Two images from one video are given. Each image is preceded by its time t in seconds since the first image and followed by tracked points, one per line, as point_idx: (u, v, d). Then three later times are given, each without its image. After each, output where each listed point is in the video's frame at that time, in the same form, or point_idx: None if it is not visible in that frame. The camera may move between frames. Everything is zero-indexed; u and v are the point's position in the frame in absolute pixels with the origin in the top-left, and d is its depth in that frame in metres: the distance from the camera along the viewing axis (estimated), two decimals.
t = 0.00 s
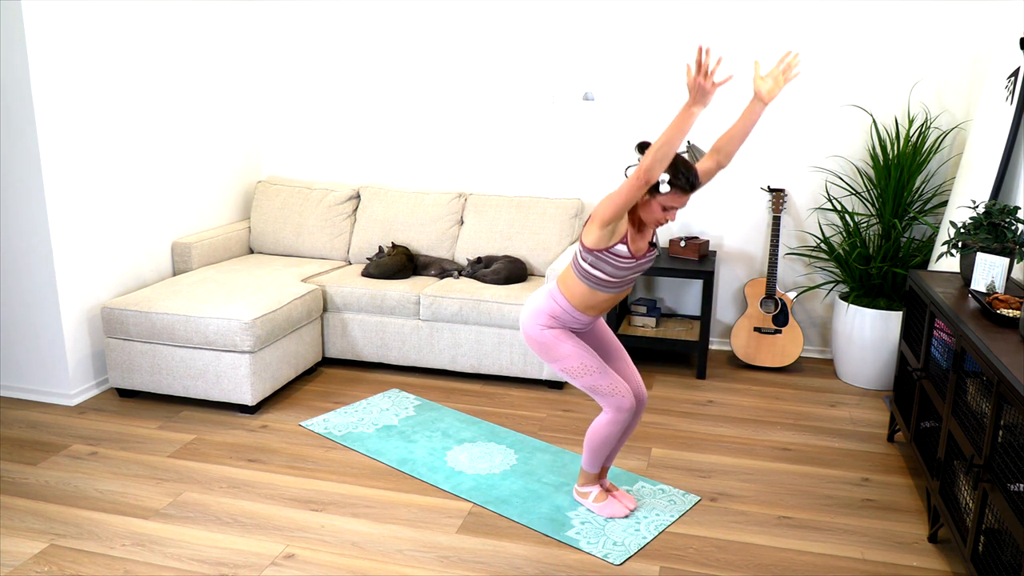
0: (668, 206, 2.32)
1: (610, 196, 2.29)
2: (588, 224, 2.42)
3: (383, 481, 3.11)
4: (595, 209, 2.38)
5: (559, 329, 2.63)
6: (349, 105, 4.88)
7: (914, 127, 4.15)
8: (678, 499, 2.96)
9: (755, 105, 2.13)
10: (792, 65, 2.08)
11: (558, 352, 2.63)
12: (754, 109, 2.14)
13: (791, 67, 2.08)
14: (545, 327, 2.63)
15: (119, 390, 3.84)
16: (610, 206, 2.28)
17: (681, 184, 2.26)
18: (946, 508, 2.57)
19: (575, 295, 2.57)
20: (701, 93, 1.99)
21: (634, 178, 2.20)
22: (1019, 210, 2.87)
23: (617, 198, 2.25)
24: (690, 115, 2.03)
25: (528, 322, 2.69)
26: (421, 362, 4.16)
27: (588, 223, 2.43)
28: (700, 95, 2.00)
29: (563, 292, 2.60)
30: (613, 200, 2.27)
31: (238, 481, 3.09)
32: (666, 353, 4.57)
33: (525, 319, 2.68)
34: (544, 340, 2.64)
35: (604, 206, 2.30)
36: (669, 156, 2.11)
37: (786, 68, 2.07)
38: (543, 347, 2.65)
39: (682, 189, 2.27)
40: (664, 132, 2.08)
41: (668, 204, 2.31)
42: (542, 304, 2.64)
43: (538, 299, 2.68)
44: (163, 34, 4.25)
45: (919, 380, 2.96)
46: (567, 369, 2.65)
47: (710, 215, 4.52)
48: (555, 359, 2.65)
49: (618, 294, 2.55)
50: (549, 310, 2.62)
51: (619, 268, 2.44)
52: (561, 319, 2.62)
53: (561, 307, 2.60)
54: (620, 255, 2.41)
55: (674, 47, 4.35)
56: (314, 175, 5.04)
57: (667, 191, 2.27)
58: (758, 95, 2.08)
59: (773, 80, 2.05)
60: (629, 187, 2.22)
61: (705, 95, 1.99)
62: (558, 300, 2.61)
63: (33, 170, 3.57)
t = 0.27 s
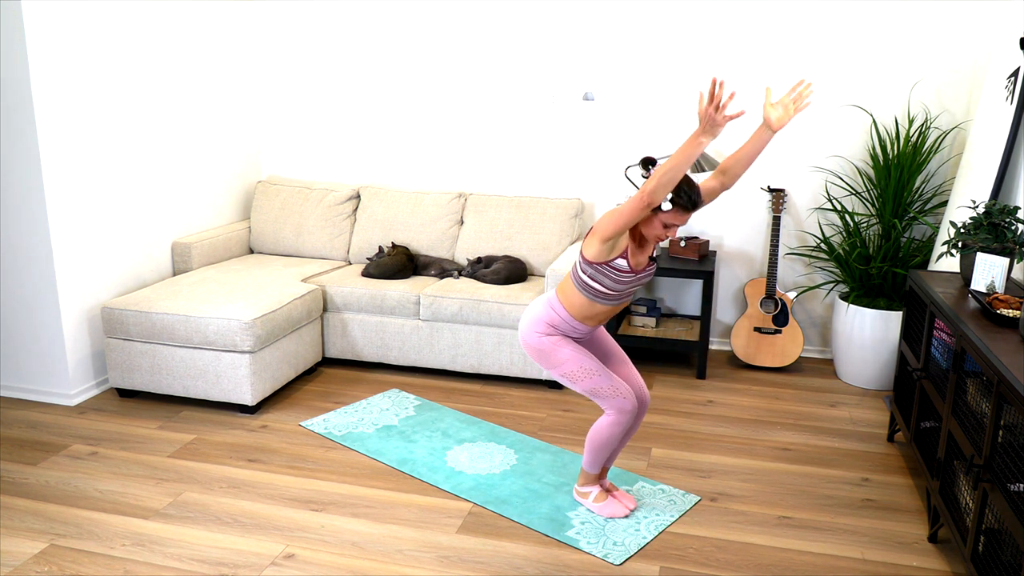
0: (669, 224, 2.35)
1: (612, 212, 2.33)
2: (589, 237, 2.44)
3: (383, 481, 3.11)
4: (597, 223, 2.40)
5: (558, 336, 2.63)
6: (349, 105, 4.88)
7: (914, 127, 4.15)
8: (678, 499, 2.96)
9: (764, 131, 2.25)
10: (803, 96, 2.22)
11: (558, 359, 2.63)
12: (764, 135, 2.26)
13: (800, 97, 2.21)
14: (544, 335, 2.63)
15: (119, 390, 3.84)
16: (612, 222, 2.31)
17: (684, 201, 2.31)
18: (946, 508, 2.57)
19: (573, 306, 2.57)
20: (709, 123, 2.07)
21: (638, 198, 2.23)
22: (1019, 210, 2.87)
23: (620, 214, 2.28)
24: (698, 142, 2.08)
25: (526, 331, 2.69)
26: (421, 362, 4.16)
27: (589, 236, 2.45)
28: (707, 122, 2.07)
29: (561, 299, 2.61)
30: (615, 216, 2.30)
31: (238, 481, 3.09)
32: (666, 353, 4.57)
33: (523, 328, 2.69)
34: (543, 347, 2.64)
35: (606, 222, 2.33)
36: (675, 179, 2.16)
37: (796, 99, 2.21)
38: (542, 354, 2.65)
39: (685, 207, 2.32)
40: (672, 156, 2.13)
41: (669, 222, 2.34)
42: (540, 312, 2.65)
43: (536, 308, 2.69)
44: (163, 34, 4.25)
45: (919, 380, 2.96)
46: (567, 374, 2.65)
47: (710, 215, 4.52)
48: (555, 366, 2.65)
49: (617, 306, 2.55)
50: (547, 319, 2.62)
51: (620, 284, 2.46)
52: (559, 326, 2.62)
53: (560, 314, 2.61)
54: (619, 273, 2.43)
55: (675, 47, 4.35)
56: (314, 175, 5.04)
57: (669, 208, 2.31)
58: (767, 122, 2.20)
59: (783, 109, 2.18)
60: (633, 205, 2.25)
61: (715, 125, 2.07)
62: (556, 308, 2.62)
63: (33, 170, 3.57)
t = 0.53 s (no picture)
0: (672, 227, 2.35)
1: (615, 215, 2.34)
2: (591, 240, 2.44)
3: (383, 481, 3.11)
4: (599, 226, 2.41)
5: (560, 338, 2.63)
6: (349, 105, 4.88)
7: (914, 127, 4.15)
8: (678, 499, 2.96)
9: (765, 137, 2.25)
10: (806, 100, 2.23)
11: (560, 360, 2.63)
12: (765, 141, 2.26)
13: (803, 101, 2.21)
14: (545, 337, 2.63)
15: (119, 390, 3.84)
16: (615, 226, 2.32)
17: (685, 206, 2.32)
18: (946, 508, 2.57)
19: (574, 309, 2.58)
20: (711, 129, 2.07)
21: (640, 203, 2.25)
22: (1019, 210, 2.87)
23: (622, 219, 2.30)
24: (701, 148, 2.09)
25: (527, 334, 2.69)
26: (421, 362, 4.16)
27: (591, 239, 2.46)
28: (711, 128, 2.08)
29: (562, 302, 2.62)
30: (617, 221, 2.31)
31: (238, 481, 3.09)
32: (666, 353, 4.57)
33: (524, 331, 2.69)
34: (545, 349, 2.64)
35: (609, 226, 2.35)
36: (678, 185, 2.16)
37: (799, 103, 2.21)
38: (544, 356, 2.65)
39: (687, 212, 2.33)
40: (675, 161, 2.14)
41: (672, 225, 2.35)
42: (541, 314, 2.65)
43: (537, 311, 2.69)
44: (163, 34, 4.25)
45: (920, 380, 2.96)
46: (570, 376, 2.65)
47: (710, 215, 4.52)
48: (557, 367, 2.65)
49: (618, 310, 2.55)
50: (548, 321, 2.63)
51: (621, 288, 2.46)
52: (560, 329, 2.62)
53: (561, 316, 2.61)
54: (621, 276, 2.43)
55: (675, 47, 4.35)
56: (314, 175, 5.04)
57: (672, 213, 2.31)
58: (769, 127, 2.20)
59: (785, 114, 2.18)
60: (635, 210, 2.26)
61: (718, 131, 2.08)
62: (557, 310, 2.62)
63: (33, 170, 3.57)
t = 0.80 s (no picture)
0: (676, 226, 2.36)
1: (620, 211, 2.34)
2: (595, 236, 2.44)
3: (383, 481, 3.11)
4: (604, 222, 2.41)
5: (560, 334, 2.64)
6: (349, 105, 4.88)
7: (914, 127, 4.15)
8: (678, 499, 2.96)
9: (773, 138, 2.24)
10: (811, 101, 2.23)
11: (560, 355, 2.63)
12: (771, 141, 2.25)
13: (810, 104, 2.20)
14: (546, 332, 2.64)
15: (119, 390, 3.84)
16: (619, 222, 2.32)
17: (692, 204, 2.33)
18: (946, 508, 2.57)
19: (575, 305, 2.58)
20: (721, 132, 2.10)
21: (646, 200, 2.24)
22: (1019, 210, 2.87)
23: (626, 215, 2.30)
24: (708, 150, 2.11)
25: (528, 328, 2.69)
26: (421, 362, 4.16)
27: (595, 235, 2.46)
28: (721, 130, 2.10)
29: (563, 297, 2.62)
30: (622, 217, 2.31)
31: (238, 481, 3.09)
32: (666, 353, 4.57)
33: (525, 325, 2.69)
34: (546, 343, 2.64)
35: (614, 220, 2.35)
36: (686, 186, 2.18)
37: (806, 105, 2.20)
38: (544, 351, 2.65)
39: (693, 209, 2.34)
40: (685, 162, 2.16)
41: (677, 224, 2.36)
42: (542, 308, 2.65)
43: (538, 305, 2.69)
44: (163, 34, 4.25)
45: (919, 380, 2.96)
46: (569, 371, 2.65)
47: (710, 214, 4.52)
48: (557, 362, 2.65)
49: (619, 306, 2.55)
50: (550, 316, 2.63)
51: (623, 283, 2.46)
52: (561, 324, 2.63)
53: (562, 312, 2.61)
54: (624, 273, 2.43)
55: (673, 45, 4.35)
56: (314, 175, 5.04)
57: (678, 211, 2.33)
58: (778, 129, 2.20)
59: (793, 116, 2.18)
60: (641, 208, 2.26)
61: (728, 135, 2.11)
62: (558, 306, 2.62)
63: (32, 169, 3.57)
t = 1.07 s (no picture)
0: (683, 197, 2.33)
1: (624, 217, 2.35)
2: (597, 213, 2.46)
3: (383, 481, 3.11)
4: (607, 197, 2.44)
5: (557, 310, 2.64)
6: (349, 105, 4.88)
7: (914, 127, 4.15)
8: (678, 499, 2.96)
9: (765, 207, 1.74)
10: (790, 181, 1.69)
11: (553, 334, 2.64)
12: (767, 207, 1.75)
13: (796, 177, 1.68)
14: (542, 307, 2.64)
15: (119, 390, 3.85)
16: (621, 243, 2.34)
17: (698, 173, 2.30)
18: (946, 508, 2.57)
19: (574, 278, 2.58)
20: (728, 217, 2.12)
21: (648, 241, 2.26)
22: (1019, 210, 2.87)
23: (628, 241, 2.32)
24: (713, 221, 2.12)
25: (527, 301, 2.70)
26: (421, 362, 4.16)
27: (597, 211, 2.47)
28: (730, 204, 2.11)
29: (563, 271, 2.62)
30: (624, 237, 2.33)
31: (238, 481, 3.09)
32: (666, 353, 4.57)
33: (524, 298, 2.70)
34: (541, 320, 2.65)
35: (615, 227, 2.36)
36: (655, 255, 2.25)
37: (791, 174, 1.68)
38: (540, 327, 2.67)
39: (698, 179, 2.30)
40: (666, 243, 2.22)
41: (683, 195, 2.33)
42: (541, 282, 2.65)
43: (538, 279, 2.69)
44: (163, 34, 4.25)
45: (919, 380, 2.96)
46: (560, 351, 2.66)
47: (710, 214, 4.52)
48: (550, 340, 2.66)
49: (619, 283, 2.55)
50: (547, 291, 2.63)
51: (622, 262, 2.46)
52: (559, 300, 2.63)
53: (560, 287, 2.61)
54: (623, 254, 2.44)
55: (673, 46, 4.35)
56: (314, 175, 5.03)
57: (682, 182, 2.30)
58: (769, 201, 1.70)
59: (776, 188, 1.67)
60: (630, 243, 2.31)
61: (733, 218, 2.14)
62: (557, 281, 2.62)
63: (32, 170, 3.57)
